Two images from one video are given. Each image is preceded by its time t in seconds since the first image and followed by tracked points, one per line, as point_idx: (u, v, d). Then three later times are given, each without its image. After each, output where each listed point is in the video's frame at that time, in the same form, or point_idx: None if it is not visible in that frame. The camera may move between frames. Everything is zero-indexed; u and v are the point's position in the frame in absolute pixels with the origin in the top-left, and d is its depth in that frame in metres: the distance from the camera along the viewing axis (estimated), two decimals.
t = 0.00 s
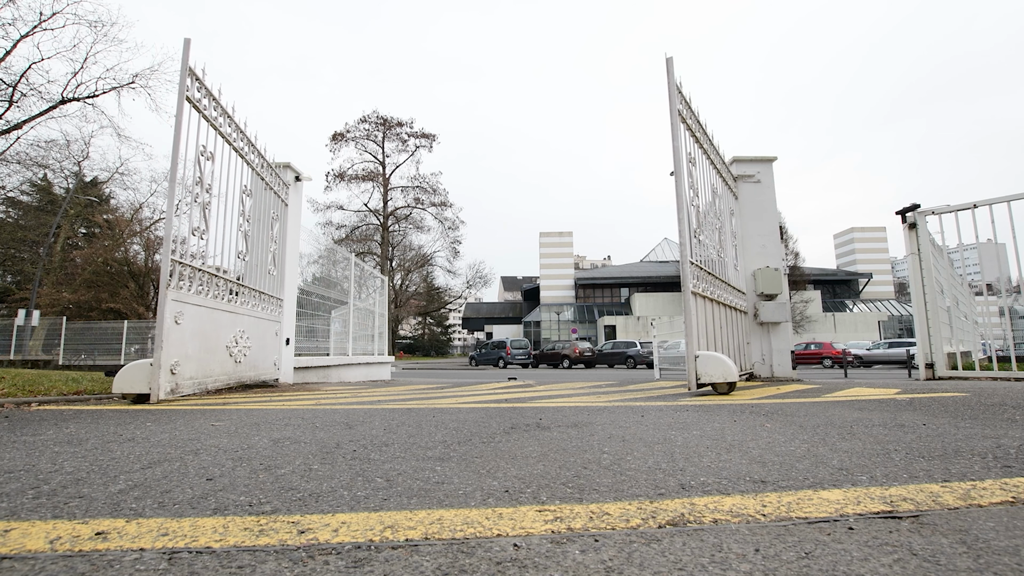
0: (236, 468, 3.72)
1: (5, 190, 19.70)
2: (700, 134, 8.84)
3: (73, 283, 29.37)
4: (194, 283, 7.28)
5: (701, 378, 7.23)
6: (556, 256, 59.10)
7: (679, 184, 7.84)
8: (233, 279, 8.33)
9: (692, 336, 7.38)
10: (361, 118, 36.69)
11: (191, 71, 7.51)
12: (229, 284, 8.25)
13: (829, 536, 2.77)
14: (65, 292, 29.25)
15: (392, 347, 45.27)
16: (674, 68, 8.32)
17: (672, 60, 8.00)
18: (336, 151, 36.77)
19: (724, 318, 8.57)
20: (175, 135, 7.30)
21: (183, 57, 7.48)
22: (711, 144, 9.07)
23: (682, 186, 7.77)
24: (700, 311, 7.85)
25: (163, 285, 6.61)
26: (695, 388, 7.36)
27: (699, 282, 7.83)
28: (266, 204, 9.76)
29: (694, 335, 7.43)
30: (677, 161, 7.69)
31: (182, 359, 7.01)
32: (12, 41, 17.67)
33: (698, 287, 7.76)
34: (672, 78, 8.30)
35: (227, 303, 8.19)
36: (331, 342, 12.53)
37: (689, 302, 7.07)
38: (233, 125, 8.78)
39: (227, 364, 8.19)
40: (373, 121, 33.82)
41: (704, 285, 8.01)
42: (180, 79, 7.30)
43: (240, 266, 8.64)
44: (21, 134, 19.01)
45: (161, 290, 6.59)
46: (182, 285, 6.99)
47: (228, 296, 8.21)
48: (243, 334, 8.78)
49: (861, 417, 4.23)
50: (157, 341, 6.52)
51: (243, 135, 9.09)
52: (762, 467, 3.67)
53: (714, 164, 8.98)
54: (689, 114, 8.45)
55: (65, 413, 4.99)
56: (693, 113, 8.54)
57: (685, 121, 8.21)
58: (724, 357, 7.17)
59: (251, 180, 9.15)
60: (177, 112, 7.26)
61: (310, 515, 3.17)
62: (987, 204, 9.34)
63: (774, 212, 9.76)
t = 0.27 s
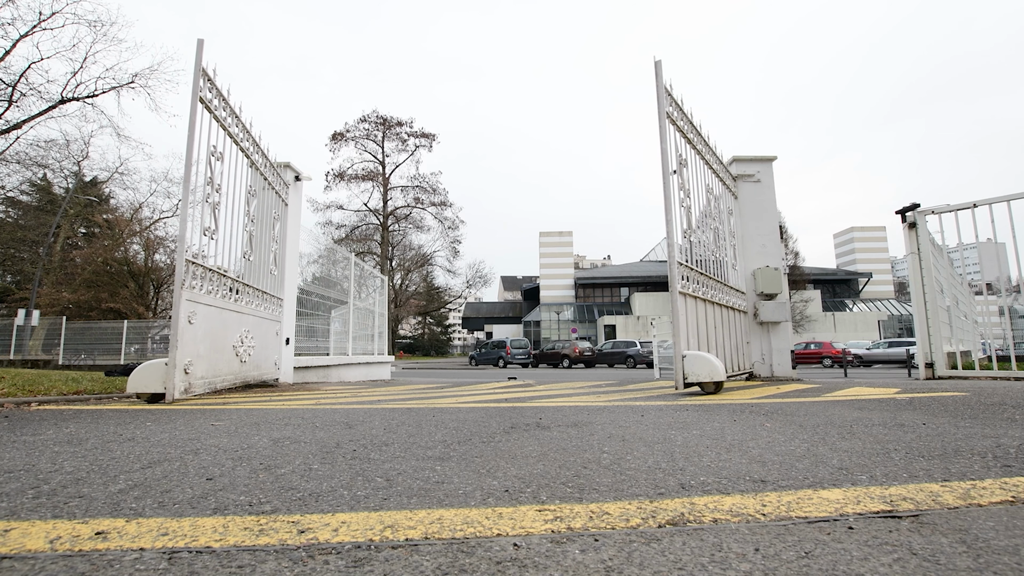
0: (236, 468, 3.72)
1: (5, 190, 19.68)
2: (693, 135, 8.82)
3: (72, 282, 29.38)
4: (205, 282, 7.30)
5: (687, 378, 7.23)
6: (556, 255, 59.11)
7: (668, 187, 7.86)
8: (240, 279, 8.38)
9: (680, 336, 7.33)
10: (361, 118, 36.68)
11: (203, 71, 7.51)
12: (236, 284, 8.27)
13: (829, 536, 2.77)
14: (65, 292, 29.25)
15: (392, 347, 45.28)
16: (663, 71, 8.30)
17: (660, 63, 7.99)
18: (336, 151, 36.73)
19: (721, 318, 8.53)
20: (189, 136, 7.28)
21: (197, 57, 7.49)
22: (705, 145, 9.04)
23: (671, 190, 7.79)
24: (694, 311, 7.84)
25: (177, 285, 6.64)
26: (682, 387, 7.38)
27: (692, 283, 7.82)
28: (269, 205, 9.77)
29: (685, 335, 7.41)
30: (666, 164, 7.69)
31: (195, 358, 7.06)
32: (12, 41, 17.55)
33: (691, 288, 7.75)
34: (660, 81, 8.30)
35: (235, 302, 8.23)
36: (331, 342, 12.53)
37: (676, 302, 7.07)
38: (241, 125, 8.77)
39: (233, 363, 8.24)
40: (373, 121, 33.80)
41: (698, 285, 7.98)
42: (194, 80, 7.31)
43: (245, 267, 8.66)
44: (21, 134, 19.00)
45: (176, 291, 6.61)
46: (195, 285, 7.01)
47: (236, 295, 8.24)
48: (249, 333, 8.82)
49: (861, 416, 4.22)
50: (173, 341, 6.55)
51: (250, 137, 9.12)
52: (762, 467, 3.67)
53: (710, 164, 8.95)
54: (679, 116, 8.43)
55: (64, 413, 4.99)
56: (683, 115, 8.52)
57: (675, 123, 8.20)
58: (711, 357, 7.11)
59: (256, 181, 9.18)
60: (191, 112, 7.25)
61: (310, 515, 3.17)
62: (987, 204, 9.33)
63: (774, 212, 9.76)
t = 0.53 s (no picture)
0: (236, 468, 3.72)
1: (5, 190, 19.67)
2: (685, 137, 8.79)
3: (73, 283, 29.38)
4: (217, 283, 7.33)
5: (675, 378, 7.24)
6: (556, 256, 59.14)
7: (657, 190, 7.87)
8: (246, 278, 8.42)
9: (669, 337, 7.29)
10: (361, 118, 36.70)
11: (217, 73, 7.52)
12: (242, 286, 8.31)
13: (829, 536, 2.77)
14: (64, 292, 29.23)
15: (392, 347, 45.29)
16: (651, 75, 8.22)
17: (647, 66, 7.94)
18: (336, 151, 36.77)
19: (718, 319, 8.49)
20: (204, 138, 7.29)
21: (210, 60, 7.49)
22: (699, 146, 9.00)
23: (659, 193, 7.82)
24: (689, 312, 7.83)
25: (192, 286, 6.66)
26: (671, 386, 7.42)
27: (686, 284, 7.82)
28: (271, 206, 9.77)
29: (675, 336, 7.40)
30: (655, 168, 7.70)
31: (208, 359, 7.10)
32: (12, 41, 17.62)
33: (685, 289, 7.75)
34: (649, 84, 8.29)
35: (242, 303, 8.27)
36: (331, 342, 12.54)
37: (665, 303, 7.07)
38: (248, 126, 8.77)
39: (239, 364, 8.28)
40: (373, 121, 33.80)
41: (693, 286, 7.95)
42: (208, 82, 7.31)
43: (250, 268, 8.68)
44: (21, 135, 19.01)
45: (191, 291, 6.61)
46: (209, 286, 7.05)
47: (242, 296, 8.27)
48: (254, 334, 8.86)
49: (861, 417, 4.23)
50: (188, 341, 6.55)
51: (257, 139, 9.14)
52: (762, 467, 3.67)
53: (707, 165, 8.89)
54: (670, 118, 8.39)
55: (65, 413, 4.99)
56: (675, 117, 8.48)
57: (666, 126, 8.18)
58: (697, 358, 7.07)
59: (261, 181, 9.20)
60: (206, 115, 7.24)
61: (311, 515, 3.17)
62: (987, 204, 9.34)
63: (774, 212, 9.77)
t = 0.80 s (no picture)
0: (236, 468, 3.72)
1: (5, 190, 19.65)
2: (678, 138, 8.73)
3: (73, 283, 29.38)
4: (229, 283, 7.38)
5: (663, 378, 7.23)
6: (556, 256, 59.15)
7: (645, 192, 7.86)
8: (253, 278, 8.45)
9: (659, 337, 7.27)
10: (361, 118, 36.74)
11: (231, 75, 7.51)
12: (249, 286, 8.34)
13: (829, 536, 2.77)
14: (64, 292, 29.20)
15: (392, 347, 45.29)
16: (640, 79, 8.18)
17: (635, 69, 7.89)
18: (336, 151, 36.76)
19: (715, 318, 8.46)
20: (219, 140, 7.29)
21: (225, 61, 7.47)
22: (693, 147, 8.96)
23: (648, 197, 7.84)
24: (684, 312, 7.83)
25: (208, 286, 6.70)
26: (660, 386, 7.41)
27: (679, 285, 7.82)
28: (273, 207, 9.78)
29: (666, 336, 7.39)
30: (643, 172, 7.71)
31: (220, 359, 7.16)
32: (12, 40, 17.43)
33: (678, 290, 7.75)
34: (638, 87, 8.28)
35: (250, 303, 8.31)
36: (331, 342, 12.53)
37: (653, 304, 7.07)
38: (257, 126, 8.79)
39: (246, 364, 8.32)
40: (374, 121, 33.79)
41: (686, 287, 7.94)
42: (223, 84, 7.30)
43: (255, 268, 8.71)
44: (21, 135, 18.99)
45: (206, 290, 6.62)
46: (223, 285, 7.10)
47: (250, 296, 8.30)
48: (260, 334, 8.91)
49: (861, 417, 4.22)
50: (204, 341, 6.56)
51: (263, 140, 9.14)
52: (762, 467, 3.67)
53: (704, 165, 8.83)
54: (661, 121, 8.36)
55: (65, 413, 4.99)
56: (667, 119, 8.45)
57: (656, 128, 8.16)
58: (685, 357, 7.06)
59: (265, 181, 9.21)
60: (220, 117, 7.23)
61: (311, 515, 3.17)
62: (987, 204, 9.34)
63: (774, 212, 9.77)
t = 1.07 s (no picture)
0: (237, 468, 3.73)
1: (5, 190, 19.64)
2: (669, 139, 8.69)
3: (73, 283, 29.39)
4: (240, 284, 7.49)
5: (652, 378, 7.26)
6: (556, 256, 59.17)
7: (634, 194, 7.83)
8: (258, 278, 8.51)
9: (648, 337, 7.32)
10: (361, 118, 36.75)
11: (244, 77, 7.52)
12: (256, 287, 8.44)
13: (829, 536, 2.77)
14: (64, 292, 29.19)
15: (392, 347, 45.29)
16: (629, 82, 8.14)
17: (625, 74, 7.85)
18: (336, 151, 36.80)
19: (711, 318, 8.47)
20: (234, 142, 7.31)
21: (238, 63, 7.47)
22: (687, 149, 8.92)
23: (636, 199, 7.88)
24: (676, 312, 7.89)
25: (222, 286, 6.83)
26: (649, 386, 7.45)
27: (672, 286, 7.88)
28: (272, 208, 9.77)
29: (655, 337, 7.43)
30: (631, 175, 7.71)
31: (232, 358, 7.27)
32: (12, 41, 17.20)
33: (670, 291, 7.81)
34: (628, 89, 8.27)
35: (256, 303, 8.40)
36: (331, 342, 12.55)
37: (642, 305, 7.13)
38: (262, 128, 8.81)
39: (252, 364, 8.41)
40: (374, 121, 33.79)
41: (678, 287, 7.98)
42: (237, 86, 7.31)
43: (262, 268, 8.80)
44: (21, 135, 18.98)
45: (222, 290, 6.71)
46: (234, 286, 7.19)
47: (256, 296, 8.41)
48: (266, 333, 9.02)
49: (861, 417, 4.22)
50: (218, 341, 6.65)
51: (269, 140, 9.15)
52: (762, 467, 3.67)
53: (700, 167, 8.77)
54: (653, 123, 8.34)
55: (65, 413, 4.99)
56: (659, 122, 8.42)
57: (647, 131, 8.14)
58: (673, 357, 7.09)
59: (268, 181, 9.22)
60: (235, 119, 7.24)
61: (311, 515, 3.17)
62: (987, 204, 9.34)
63: (774, 212, 9.76)
